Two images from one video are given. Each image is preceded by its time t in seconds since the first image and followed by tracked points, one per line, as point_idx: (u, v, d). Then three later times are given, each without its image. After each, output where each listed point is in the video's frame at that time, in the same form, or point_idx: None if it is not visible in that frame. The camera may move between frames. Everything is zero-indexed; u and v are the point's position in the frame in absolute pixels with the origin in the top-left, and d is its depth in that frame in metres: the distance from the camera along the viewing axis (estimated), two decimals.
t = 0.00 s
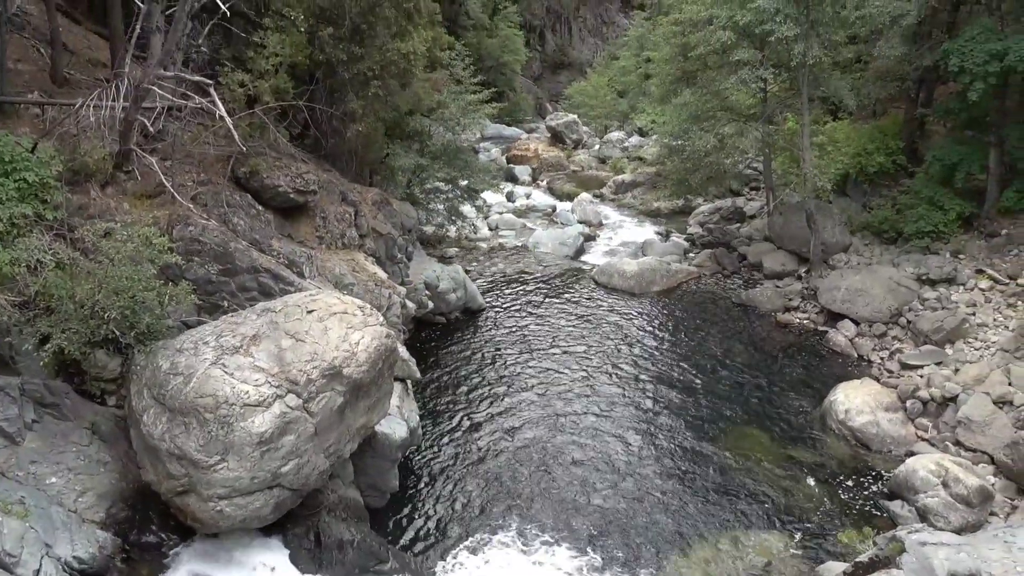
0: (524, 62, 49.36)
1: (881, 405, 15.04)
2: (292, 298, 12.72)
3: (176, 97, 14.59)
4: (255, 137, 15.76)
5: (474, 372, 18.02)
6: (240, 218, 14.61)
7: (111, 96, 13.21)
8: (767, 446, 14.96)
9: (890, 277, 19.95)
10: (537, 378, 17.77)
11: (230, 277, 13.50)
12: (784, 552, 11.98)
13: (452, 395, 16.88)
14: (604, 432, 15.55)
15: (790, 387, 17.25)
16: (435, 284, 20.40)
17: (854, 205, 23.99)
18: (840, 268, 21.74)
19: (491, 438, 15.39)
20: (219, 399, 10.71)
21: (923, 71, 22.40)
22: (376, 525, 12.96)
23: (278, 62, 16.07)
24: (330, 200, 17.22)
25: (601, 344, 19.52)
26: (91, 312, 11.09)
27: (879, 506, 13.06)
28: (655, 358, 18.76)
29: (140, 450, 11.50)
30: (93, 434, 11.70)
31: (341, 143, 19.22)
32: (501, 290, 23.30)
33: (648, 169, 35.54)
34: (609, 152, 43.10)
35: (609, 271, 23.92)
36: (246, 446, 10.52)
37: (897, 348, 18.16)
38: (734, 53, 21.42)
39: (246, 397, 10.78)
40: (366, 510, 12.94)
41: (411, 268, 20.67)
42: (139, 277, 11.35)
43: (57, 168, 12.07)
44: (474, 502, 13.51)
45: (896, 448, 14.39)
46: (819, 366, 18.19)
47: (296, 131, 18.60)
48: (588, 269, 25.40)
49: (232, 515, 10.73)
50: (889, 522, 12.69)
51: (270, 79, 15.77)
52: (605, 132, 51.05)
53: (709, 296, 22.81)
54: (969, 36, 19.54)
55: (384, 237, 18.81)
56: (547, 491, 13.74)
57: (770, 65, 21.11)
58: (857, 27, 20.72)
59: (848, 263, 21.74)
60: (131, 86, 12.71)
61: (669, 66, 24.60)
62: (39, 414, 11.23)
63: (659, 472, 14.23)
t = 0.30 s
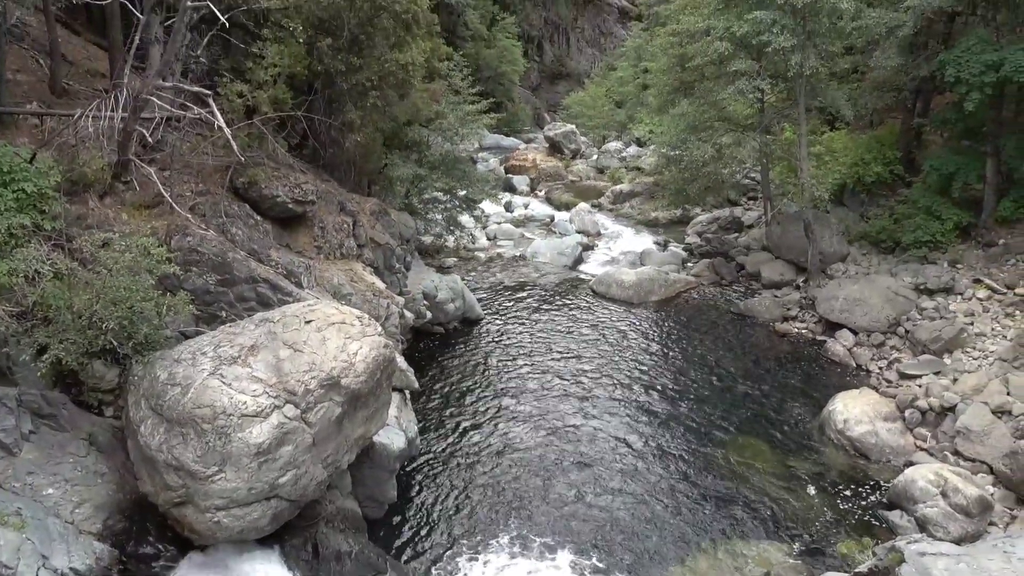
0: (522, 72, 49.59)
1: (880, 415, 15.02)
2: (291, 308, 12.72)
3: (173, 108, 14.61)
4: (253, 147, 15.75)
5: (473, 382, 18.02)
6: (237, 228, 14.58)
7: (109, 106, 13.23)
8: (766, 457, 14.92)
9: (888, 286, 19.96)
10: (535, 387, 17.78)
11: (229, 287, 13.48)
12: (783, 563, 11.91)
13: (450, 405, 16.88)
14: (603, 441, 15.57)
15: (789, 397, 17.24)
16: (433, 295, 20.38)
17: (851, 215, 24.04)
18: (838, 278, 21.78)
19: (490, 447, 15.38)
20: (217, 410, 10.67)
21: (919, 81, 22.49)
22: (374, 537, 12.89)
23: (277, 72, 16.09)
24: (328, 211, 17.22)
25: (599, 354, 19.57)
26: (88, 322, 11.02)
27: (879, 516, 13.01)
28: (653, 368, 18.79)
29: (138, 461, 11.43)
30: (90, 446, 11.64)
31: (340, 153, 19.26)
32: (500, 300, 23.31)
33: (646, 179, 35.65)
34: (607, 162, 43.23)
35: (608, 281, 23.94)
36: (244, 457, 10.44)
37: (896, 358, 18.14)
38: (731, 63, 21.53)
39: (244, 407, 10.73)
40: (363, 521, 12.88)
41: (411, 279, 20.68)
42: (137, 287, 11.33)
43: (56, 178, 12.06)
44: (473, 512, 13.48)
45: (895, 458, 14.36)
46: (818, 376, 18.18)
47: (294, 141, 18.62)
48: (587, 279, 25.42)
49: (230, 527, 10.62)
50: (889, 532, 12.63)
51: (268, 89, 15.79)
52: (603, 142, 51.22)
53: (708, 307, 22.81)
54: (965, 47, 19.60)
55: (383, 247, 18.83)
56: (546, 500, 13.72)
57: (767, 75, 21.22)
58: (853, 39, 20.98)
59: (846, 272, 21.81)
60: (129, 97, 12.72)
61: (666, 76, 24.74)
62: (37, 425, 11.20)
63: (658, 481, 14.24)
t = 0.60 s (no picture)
0: (522, 83, 49.84)
1: (880, 426, 15.00)
2: (290, 318, 12.68)
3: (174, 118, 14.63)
4: (252, 157, 15.78)
5: (472, 392, 18.05)
6: (236, 238, 14.59)
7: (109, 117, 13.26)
8: (766, 467, 14.88)
9: (887, 296, 19.98)
10: (535, 396, 17.81)
11: (228, 298, 13.48)
12: (784, 573, 11.84)
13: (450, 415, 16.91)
14: (603, 450, 15.59)
15: (789, 408, 17.22)
16: (432, 305, 20.37)
17: (851, 225, 24.08)
18: (837, 288, 21.80)
19: (490, 457, 15.40)
20: (216, 421, 10.63)
21: (918, 92, 22.49)
22: (373, 548, 12.84)
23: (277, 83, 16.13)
24: (327, 221, 17.24)
25: (599, 363, 19.61)
26: (87, 333, 11.02)
27: (879, 527, 12.96)
28: (652, 377, 18.82)
29: (136, 473, 11.39)
30: (88, 457, 11.60)
31: (339, 164, 19.30)
32: (500, 311, 23.31)
33: (645, 190, 35.76)
34: (606, 172, 43.35)
35: (608, 291, 23.97)
36: (243, 468, 10.40)
37: (896, 368, 18.11)
38: (729, 73, 21.63)
39: (243, 419, 10.69)
40: (362, 532, 12.83)
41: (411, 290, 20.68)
42: (136, 298, 11.31)
43: (55, 188, 12.05)
44: (472, 520, 13.47)
45: (896, 469, 14.33)
46: (818, 386, 18.17)
47: (294, 151, 18.65)
48: (586, 289, 25.43)
49: (228, 539, 10.57)
50: (889, 543, 12.58)
51: (268, 100, 15.83)
52: (602, 152, 51.38)
53: (707, 317, 22.82)
54: (963, 58, 19.72)
55: (382, 257, 18.86)
56: (546, 508, 13.73)
57: (766, 85, 21.31)
58: (852, 48, 21.06)
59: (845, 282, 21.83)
60: (129, 107, 12.73)
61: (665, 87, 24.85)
62: (35, 437, 11.17)
63: (658, 490, 14.25)
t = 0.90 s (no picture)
0: (520, 92, 50.07)
1: (881, 434, 14.99)
2: (290, 329, 12.64)
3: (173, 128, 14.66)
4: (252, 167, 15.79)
5: (473, 401, 18.08)
6: (236, 248, 14.59)
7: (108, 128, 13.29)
8: (767, 477, 14.84)
9: (886, 304, 19.98)
10: (535, 405, 17.85)
11: (228, 308, 13.47)
12: None
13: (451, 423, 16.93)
14: (603, 458, 15.63)
15: (789, 416, 17.21)
16: (432, 314, 20.39)
17: (849, 233, 24.12)
18: (837, 296, 21.82)
19: (490, 465, 15.42)
20: (215, 431, 10.58)
21: (915, 100, 22.51)
22: (373, 558, 12.78)
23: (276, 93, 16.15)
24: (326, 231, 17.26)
25: (599, 372, 19.67)
26: (86, 345, 11.00)
27: (880, 535, 12.91)
28: (652, 385, 18.87)
29: (135, 484, 11.35)
30: (87, 469, 11.57)
31: (339, 174, 19.33)
32: (500, 320, 23.31)
33: (644, 199, 35.85)
34: (605, 182, 43.47)
35: (607, 299, 24.01)
36: (242, 478, 10.35)
37: (896, 376, 18.10)
38: (726, 82, 21.73)
39: (242, 429, 10.65)
40: (362, 543, 12.77)
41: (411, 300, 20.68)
42: (136, 309, 11.29)
43: (54, 200, 12.05)
44: (473, 528, 13.47)
45: (896, 478, 14.29)
46: (818, 395, 18.16)
47: (294, 161, 18.67)
48: (586, 298, 25.44)
49: (227, 550, 10.52)
50: (891, 552, 12.51)
51: (267, 110, 15.86)
52: (601, 161, 51.55)
53: (707, 326, 22.84)
54: (959, 67, 19.79)
55: (382, 267, 18.87)
56: (547, 515, 13.75)
57: (764, 94, 21.38)
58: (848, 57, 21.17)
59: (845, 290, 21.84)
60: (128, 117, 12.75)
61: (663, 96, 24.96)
62: (33, 448, 11.14)
63: (658, 497, 14.27)
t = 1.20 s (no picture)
0: (519, 102, 50.26)
1: (881, 443, 14.96)
2: (290, 339, 12.63)
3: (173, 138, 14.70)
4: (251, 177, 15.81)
5: (473, 409, 18.11)
6: (236, 258, 14.60)
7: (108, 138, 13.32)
8: (767, 486, 14.80)
9: (887, 311, 19.97)
10: (535, 413, 17.88)
11: (227, 318, 13.46)
12: None
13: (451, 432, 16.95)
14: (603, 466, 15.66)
15: (789, 425, 17.18)
16: (432, 324, 20.36)
17: (849, 242, 24.14)
18: (836, 304, 21.83)
19: (491, 473, 15.43)
20: (215, 442, 10.55)
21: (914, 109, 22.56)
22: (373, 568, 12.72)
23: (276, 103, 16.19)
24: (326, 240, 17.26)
25: (599, 380, 19.70)
26: (86, 355, 11.01)
27: (881, 545, 12.86)
28: (652, 394, 18.90)
29: (134, 494, 11.32)
30: (87, 479, 11.54)
31: (339, 184, 19.36)
32: (500, 329, 23.32)
33: (643, 209, 35.91)
34: (604, 191, 43.57)
35: (607, 308, 24.01)
36: (242, 489, 10.32)
37: (897, 385, 18.07)
38: (725, 91, 21.80)
39: (242, 439, 10.63)
40: (363, 553, 12.72)
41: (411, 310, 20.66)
42: (135, 318, 11.30)
43: (54, 210, 12.06)
44: (473, 535, 13.47)
45: (897, 487, 14.25)
46: (818, 404, 18.14)
47: (294, 170, 18.68)
48: (586, 307, 25.45)
49: (227, 562, 10.48)
50: (892, 561, 12.45)
51: (267, 120, 15.90)
52: (600, 170, 51.67)
53: (707, 335, 22.84)
54: (957, 76, 19.84)
55: (381, 276, 18.89)
56: (546, 522, 13.77)
57: (762, 103, 21.45)
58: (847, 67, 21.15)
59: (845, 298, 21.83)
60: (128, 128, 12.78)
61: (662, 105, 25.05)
62: (32, 459, 11.10)
63: (658, 505, 14.29)
